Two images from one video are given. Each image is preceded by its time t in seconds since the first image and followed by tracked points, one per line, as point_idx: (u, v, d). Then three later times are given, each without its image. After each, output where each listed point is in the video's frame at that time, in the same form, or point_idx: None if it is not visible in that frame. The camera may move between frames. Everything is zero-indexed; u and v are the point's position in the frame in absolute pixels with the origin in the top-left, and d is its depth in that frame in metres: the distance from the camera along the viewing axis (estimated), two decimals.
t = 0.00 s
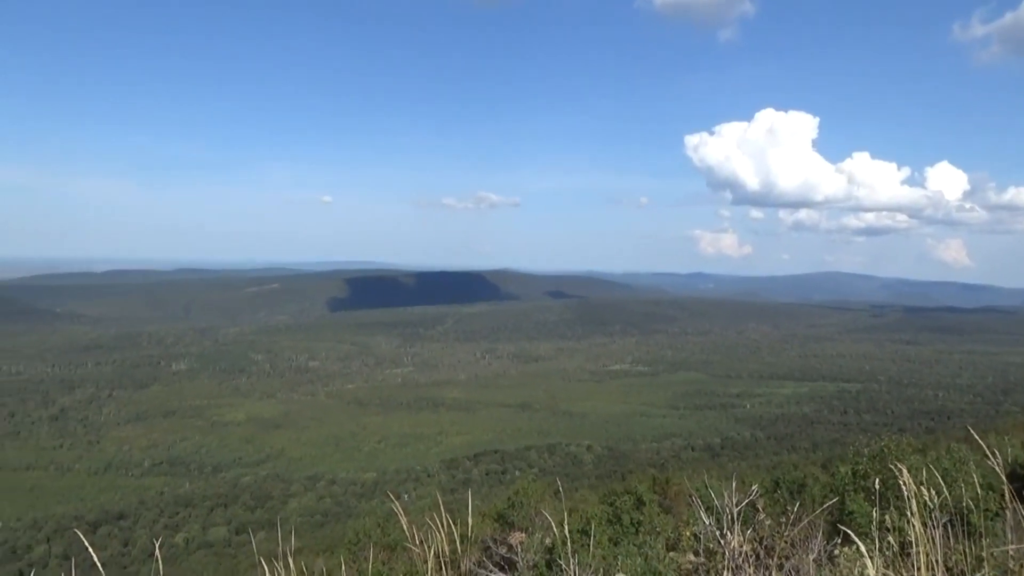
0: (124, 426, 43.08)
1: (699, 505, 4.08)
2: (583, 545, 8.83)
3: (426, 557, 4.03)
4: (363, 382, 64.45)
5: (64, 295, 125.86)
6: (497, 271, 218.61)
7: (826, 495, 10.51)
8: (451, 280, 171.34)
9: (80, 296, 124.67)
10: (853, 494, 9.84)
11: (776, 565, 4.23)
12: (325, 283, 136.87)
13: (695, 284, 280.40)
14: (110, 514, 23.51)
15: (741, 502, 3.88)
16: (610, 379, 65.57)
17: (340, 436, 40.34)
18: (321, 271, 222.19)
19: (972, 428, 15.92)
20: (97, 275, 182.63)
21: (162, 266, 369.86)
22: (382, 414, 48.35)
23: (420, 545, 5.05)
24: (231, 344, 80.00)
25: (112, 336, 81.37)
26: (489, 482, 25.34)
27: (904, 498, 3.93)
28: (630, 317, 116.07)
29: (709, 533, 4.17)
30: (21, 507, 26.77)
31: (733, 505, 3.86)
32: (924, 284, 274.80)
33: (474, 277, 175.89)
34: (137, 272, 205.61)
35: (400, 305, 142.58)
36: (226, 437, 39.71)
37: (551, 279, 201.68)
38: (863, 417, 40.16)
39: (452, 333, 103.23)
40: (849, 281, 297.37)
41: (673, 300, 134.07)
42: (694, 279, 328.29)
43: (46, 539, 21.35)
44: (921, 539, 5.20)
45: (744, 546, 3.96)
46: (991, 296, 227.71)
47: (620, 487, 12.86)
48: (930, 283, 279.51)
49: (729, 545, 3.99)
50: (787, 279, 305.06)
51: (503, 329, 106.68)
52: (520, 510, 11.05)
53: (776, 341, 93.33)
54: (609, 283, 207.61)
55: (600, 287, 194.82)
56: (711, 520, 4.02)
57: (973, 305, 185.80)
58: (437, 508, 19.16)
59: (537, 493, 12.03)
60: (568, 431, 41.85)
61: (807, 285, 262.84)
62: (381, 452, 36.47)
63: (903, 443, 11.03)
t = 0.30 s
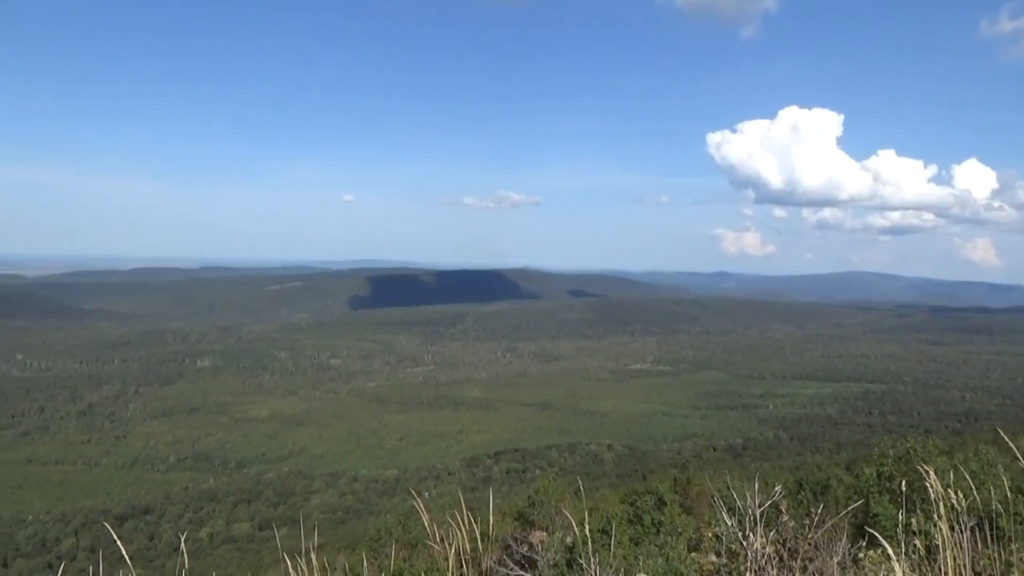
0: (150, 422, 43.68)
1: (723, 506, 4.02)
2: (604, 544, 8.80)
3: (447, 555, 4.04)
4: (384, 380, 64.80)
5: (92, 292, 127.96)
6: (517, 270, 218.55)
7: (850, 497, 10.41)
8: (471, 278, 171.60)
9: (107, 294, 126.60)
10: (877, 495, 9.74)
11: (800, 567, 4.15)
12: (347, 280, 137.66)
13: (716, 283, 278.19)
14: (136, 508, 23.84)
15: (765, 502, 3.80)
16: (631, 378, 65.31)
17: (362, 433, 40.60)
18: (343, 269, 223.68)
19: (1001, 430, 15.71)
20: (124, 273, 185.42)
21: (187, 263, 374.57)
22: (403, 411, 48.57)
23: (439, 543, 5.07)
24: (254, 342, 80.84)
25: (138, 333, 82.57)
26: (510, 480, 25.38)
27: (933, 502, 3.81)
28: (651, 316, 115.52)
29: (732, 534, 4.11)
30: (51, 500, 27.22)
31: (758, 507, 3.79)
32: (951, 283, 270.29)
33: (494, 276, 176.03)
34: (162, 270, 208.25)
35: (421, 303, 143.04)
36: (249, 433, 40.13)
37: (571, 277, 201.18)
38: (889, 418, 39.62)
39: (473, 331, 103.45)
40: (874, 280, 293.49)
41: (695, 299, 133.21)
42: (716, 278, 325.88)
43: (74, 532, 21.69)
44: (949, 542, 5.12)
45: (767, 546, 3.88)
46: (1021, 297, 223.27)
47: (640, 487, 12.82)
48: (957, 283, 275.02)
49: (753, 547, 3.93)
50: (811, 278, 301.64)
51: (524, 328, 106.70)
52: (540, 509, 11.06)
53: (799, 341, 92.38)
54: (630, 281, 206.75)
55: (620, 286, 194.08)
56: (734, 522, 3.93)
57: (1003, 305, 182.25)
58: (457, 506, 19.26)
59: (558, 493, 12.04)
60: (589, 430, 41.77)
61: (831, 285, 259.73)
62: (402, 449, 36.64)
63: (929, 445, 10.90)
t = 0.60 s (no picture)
0: (181, 419, 44.47)
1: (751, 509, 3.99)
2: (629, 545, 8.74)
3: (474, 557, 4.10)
4: (410, 380, 65.21)
5: (126, 291, 130.53)
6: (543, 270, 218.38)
7: (881, 502, 10.26)
8: (496, 278, 171.91)
9: (140, 293, 129.01)
10: (909, 500, 9.58)
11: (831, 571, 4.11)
12: (373, 280, 138.72)
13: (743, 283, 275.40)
14: (167, 504, 24.26)
15: (793, 509, 3.78)
16: (657, 379, 64.98)
17: (388, 432, 40.97)
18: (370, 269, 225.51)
19: None
20: (157, 272, 188.85)
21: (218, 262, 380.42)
22: (428, 411, 48.89)
23: (464, 543, 5.10)
24: (282, 341, 81.85)
25: (169, 331, 84.09)
26: (535, 481, 25.42)
27: (967, 510, 3.71)
28: (676, 317, 114.76)
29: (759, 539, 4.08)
30: (85, 495, 27.84)
31: (786, 512, 3.75)
32: (986, 285, 264.34)
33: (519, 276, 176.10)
34: (193, 269, 211.42)
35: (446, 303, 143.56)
36: (277, 431, 40.67)
37: (596, 278, 200.51)
38: (921, 422, 38.94)
39: (498, 331, 103.71)
40: (906, 281, 288.45)
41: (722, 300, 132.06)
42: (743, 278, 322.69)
43: (107, 526, 22.13)
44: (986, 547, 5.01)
45: (796, 551, 3.84)
46: None
47: (666, 489, 12.76)
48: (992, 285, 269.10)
49: (781, 551, 3.90)
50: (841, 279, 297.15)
51: (549, 328, 106.76)
52: (564, 510, 11.06)
53: (827, 343, 91.19)
54: (656, 282, 205.55)
55: (646, 287, 193.09)
56: (762, 526, 3.89)
57: None
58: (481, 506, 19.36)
59: (583, 494, 12.03)
60: (614, 431, 41.68)
61: (863, 286, 255.66)
62: (428, 448, 36.88)
63: (963, 449, 10.71)
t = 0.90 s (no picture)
0: (209, 414, 45.11)
1: (776, 507, 3.91)
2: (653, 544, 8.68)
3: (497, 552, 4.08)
4: (434, 376, 65.51)
5: (156, 287, 132.68)
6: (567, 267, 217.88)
7: (911, 502, 10.11)
8: (520, 275, 171.90)
9: (169, 289, 131.03)
10: (939, 500, 9.43)
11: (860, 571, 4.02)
12: (397, 277, 139.48)
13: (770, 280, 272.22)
14: (196, 497, 24.65)
15: (819, 507, 3.70)
16: (682, 377, 64.59)
17: (413, 428, 41.22)
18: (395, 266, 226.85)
19: None
20: (186, 269, 191.79)
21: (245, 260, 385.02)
22: (452, 407, 49.08)
23: (490, 540, 5.09)
24: (308, 337, 82.67)
25: (198, 327, 85.35)
26: (559, 478, 25.43)
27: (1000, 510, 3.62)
28: (701, 314, 113.89)
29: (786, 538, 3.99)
30: (117, 487, 28.38)
31: (812, 509, 3.68)
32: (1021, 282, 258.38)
33: (543, 273, 175.92)
34: (221, 266, 214.28)
35: (470, 301, 143.86)
36: (304, 426, 41.10)
37: (619, 275, 199.58)
38: (953, 421, 38.25)
39: (522, 328, 103.79)
40: (937, 278, 283.08)
41: (748, 297, 130.71)
42: (770, 276, 318.95)
43: (138, 518, 22.56)
44: None
45: (826, 550, 3.77)
46: None
47: (691, 487, 12.67)
48: None
49: (808, 549, 3.83)
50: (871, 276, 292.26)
51: (573, 325, 106.60)
52: (588, 507, 11.04)
53: (856, 341, 89.91)
54: (681, 279, 204.15)
55: (671, 284, 191.80)
56: (788, 524, 3.84)
57: None
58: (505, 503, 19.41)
59: (607, 491, 11.99)
60: (639, 429, 41.49)
61: (893, 283, 251.28)
62: (452, 445, 37.07)
63: (996, 450, 10.51)
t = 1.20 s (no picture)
0: (242, 413, 45.83)
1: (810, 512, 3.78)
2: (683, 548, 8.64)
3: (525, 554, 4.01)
4: (463, 376, 65.78)
5: (190, 288, 135.12)
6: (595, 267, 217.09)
7: (948, 506, 9.92)
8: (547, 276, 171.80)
9: (202, 290, 133.28)
10: (977, 505, 9.24)
11: None
12: (425, 278, 140.27)
13: (800, 280, 268.37)
14: (230, 495, 25.05)
15: (856, 510, 3.58)
16: (713, 378, 64.07)
17: (442, 428, 41.47)
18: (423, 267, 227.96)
19: None
20: (220, 270, 194.99)
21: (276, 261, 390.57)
22: (480, 408, 49.23)
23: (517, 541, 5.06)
24: (338, 337, 83.50)
25: (231, 328, 86.74)
26: (587, 479, 25.40)
27: None
28: (731, 314, 112.75)
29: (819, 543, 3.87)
30: (153, 485, 28.96)
31: (848, 513, 3.56)
32: None
33: (571, 273, 175.58)
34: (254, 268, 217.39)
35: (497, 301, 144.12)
36: (334, 426, 41.57)
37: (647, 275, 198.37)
38: (991, 424, 37.40)
39: (550, 328, 103.74)
40: (975, 278, 276.39)
41: (779, 297, 129.08)
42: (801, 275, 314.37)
43: (173, 516, 22.99)
44: None
45: (860, 556, 3.66)
46: None
47: (721, 489, 12.57)
48: None
49: (843, 555, 3.70)
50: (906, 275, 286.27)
51: (602, 326, 106.28)
52: (617, 509, 11.01)
53: (890, 341, 88.34)
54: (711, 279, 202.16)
55: (700, 284, 190.07)
56: (823, 530, 3.72)
57: None
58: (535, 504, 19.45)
59: (635, 492, 11.96)
60: (667, 430, 41.24)
61: (930, 283, 245.91)
62: (480, 445, 37.22)
63: None
